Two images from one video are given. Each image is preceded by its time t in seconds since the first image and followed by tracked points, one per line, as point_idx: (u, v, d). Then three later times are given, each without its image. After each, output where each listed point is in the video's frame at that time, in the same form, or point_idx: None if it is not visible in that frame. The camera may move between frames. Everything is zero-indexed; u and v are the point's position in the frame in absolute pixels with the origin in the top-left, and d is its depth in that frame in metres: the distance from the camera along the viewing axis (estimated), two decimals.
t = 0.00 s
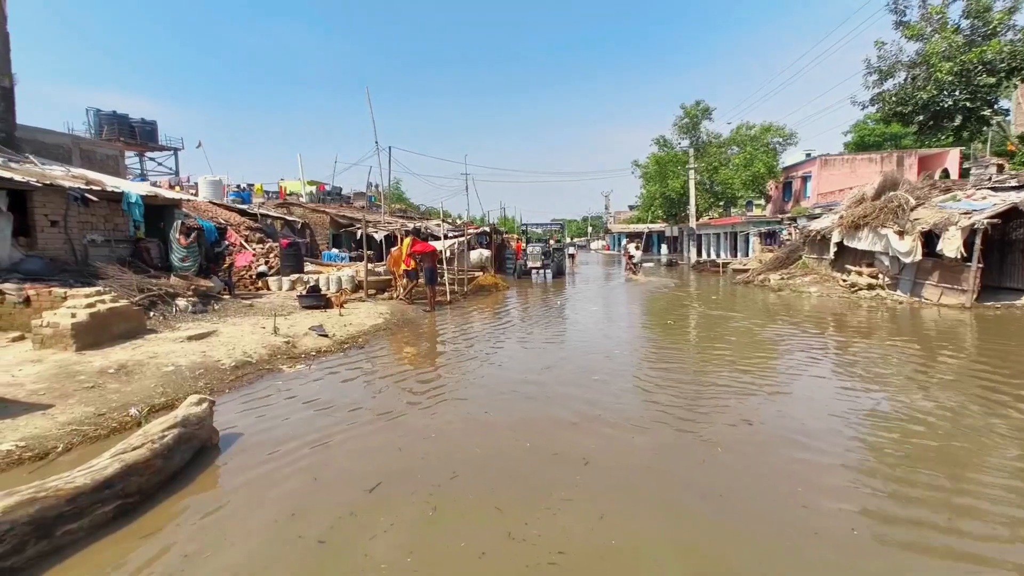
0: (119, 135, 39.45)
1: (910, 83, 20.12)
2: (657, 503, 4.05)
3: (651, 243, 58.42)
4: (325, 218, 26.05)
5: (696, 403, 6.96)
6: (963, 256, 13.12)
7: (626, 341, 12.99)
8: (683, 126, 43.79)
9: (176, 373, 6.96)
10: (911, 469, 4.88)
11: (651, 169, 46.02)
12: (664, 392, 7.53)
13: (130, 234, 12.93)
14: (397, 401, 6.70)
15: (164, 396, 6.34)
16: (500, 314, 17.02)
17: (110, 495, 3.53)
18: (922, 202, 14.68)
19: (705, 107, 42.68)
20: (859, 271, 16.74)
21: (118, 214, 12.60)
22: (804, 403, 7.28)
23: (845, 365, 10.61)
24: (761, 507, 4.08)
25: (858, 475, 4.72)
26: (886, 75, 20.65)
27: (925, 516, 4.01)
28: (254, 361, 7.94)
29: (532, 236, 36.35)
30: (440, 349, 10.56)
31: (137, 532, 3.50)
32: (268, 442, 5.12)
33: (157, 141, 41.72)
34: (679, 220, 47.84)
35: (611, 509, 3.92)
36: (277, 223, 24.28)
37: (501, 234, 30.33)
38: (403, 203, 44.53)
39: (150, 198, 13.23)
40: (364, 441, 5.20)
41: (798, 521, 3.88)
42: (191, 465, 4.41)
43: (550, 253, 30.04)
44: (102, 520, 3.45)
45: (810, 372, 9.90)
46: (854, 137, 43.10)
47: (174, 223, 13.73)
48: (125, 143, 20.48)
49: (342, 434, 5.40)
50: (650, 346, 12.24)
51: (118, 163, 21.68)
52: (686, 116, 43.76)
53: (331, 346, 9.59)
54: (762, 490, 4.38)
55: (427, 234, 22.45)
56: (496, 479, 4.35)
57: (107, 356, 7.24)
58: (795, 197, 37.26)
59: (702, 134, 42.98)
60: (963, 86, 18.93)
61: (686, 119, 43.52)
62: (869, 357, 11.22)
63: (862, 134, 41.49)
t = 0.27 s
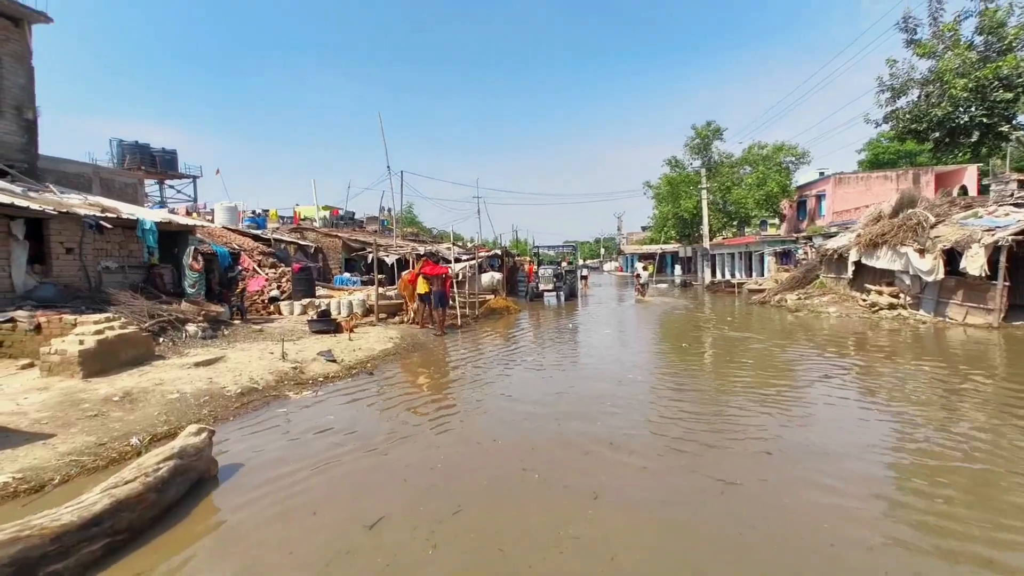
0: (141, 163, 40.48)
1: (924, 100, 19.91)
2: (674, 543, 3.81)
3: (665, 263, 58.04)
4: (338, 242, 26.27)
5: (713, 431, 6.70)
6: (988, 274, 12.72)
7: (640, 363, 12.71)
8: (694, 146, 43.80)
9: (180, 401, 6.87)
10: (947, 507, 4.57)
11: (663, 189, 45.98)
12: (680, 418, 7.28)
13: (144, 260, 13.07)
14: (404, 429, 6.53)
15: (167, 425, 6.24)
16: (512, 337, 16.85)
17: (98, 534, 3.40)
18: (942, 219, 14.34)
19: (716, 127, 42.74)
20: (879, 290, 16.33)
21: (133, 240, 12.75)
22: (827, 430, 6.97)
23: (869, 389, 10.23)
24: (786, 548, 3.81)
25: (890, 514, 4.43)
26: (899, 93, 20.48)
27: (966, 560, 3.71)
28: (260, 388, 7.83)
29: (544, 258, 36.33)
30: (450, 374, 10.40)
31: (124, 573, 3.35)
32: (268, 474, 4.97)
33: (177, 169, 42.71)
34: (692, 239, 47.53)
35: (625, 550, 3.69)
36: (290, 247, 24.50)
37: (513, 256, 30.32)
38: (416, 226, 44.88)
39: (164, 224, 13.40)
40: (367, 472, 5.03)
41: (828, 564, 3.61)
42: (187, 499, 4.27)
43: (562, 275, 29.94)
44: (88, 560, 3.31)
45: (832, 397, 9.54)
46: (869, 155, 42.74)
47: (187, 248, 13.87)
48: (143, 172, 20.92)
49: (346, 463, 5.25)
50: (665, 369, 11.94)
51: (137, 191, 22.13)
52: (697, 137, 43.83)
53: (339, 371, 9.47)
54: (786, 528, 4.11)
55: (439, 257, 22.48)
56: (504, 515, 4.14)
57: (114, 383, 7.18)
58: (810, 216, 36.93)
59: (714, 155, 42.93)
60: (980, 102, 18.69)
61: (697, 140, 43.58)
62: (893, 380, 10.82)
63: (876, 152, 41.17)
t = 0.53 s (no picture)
0: (144, 187, 40.78)
1: (924, 114, 19.83)
2: None
3: (669, 280, 57.75)
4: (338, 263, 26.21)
5: (714, 460, 6.41)
6: (996, 288, 12.42)
7: (642, 383, 12.41)
8: (695, 163, 43.85)
9: (162, 430, 6.64)
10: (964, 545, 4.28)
11: (665, 206, 45.94)
12: (680, 445, 7.00)
13: (138, 284, 12.95)
14: (391, 459, 6.31)
15: (145, 457, 6.01)
16: (512, 357, 16.57)
17: None
18: (947, 233, 14.10)
19: (716, 144, 42.84)
20: (886, 305, 16.02)
21: (126, 264, 12.66)
22: (834, 457, 6.67)
23: (879, 409, 9.90)
24: None
25: (903, 554, 4.14)
26: (899, 107, 20.42)
27: None
28: (247, 414, 7.58)
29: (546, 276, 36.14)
30: (445, 397, 10.13)
31: None
32: (246, 515, 4.75)
33: (180, 192, 42.99)
34: (695, 256, 47.31)
35: None
36: (290, 269, 24.42)
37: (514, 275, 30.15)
38: (418, 246, 44.90)
39: (159, 247, 13.30)
40: (351, 511, 4.84)
41: None
42: (152, 540, 4.06)
43: (564, 293, 29.72)
44: None
45: (840, 418, 9.21)
46: (870, 169, 42.68)
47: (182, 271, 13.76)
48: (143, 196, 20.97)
49: (329, 501, 5.07)
50: (668, 390, 11.63)
51: (137, 215, 22.17)
52: (697, 153, 43.92)
53: (331, 395, 9.21)
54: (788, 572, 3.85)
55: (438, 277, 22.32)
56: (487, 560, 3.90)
57: (95, 413, 6.96)
58: (813, 231, 36.76)
59: (715, 171, 42.93)
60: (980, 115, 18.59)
61: (698, 157, 43.65)
62: (903, 399, 10.48)
63: (877, 166, 41.10)
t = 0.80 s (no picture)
0: (141, 203, 40.70)
1: (919, 121, 19.82)
2: None
3: (667, 290, 57.63)
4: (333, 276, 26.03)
5: (714, 480, 6.18)
6: (998, 295, 12.26)
7: (641, 395, 12.17)
8: (692, 173, 43.91)
9: (140, 451, 6.39)
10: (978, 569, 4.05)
11: (662, 216, 45.93)
12: (678, 464, 6.78)
13: (127, 299, 12.73)
14: (379, 481, 6.10)
15: (121, 481, 5.75)
16: (509, 370, 16.32)
17: None
18: (946, 239, 13.97)
19: (712, 154, 42.94)
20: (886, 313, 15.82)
21: (114, 279, 12.45)
22: (838, 474, 6.44)
23: (883, 420, 9.67)
24: None
25: None
26: (893, 114, 20.42)
27: None
28: (231, 433, 7.33)
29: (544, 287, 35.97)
30: (439, 412, 9.89)
31: None
32: (222, 543, 4.54)
33: (177, 207, 42.92)
34: (693, 265, 47.22)
35: None
36: (285, 282, 24.21)
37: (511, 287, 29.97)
38: (415, 258, 44.78)
39: (148, 262, 13.10)
40: (333, 538, 4.63)
41: None
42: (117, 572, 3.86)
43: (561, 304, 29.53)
44: None
45: (843, 431, 8.98)
46: (866, 177, 42.77)
47: (172, 286, 13.55)
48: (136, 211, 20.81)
49: (310, 528, 4.87)
50: (666, 402, 11.39)
51: (130, 230, 21.98)
52: (693, 163, 44.00)
53: (321, 412, 8.96)
54: None
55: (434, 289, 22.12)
56: None
57: (72, 434, 6.71)
58: (810, 240, 36.72)
59: (711, 181, 42.97)
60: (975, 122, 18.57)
61: (694, 166, 43.73)
62: (907, 409, 10.26)
63: (873, 174, 41.19)
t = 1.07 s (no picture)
0: (133, 208, 40.38)
1: (915, 124, 19.79)
2: None
3: (663, 295, 57.57)
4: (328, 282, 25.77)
5: (715, 490, 5.97)
6: (998, 298, 12.13)
7: (638, 401, 11.96)
8: (687, 177, 43.93)
9: (119, 463, 6.12)
10: None
11: (658, 220, 45.87)
12: (678, 473, 6.56)
13: (113, 305, 12.44)
14: (369, 493, 5.86)
15: (96, 494, 5.49)
16: (504, 376, 16.10)
17: None
18: (944, 243, 13.86)
19: (708, 158, 42.95)
20: (885, 317, 15.69)
21: (100, 285, 12.17)
22: (842, 482, 6.25)
23: (885, 425, 9.51)
24: None
25: None
26: (889, 118, 20.39)
27: None
28: (215, 443, 7.06)
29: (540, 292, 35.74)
30: (433, 419, 9.65)
31: None
32: (200, 566, 4.30)
33: (170, 213, 42.61)
34: (689, 270, 47.16)
35: None
36: (278, 288, 23.95)
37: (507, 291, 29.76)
38: (410, 263, 44.55)
39: (135, 267, 12.83)
40: (317, 558, 4.41)
41: None
42: None
43: (558, 309, 29.33)
44: None
45: (845, 437, 8.81)
46: (860, 182, 42.90)
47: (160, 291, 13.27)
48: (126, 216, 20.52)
49: (294, 544, 4.69)
50: (665, 408, 11.19)
51: (120, 235, 21.68)
52: (689, 168, 44.01)
53: (310, 421, 8.71)
54: None
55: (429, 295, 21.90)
56: None
57: (48, 445, 6.44)
58: (806, 244, 36.77)
59: (707, 185, 42.96)
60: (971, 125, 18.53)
61: (689, 171, 43.73)
62: (909, 415, 10.09)
63: (867, 178, 41.29)
